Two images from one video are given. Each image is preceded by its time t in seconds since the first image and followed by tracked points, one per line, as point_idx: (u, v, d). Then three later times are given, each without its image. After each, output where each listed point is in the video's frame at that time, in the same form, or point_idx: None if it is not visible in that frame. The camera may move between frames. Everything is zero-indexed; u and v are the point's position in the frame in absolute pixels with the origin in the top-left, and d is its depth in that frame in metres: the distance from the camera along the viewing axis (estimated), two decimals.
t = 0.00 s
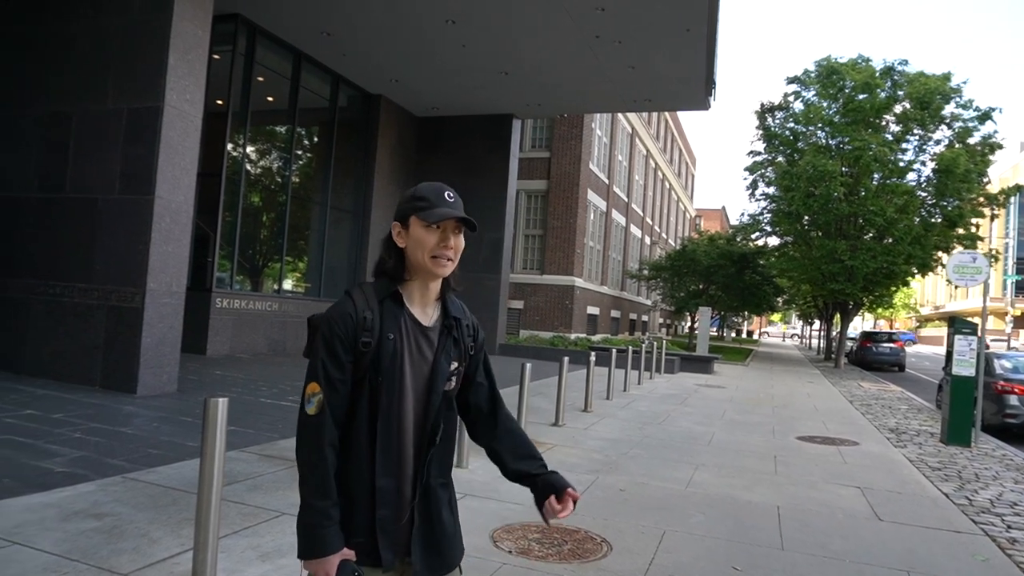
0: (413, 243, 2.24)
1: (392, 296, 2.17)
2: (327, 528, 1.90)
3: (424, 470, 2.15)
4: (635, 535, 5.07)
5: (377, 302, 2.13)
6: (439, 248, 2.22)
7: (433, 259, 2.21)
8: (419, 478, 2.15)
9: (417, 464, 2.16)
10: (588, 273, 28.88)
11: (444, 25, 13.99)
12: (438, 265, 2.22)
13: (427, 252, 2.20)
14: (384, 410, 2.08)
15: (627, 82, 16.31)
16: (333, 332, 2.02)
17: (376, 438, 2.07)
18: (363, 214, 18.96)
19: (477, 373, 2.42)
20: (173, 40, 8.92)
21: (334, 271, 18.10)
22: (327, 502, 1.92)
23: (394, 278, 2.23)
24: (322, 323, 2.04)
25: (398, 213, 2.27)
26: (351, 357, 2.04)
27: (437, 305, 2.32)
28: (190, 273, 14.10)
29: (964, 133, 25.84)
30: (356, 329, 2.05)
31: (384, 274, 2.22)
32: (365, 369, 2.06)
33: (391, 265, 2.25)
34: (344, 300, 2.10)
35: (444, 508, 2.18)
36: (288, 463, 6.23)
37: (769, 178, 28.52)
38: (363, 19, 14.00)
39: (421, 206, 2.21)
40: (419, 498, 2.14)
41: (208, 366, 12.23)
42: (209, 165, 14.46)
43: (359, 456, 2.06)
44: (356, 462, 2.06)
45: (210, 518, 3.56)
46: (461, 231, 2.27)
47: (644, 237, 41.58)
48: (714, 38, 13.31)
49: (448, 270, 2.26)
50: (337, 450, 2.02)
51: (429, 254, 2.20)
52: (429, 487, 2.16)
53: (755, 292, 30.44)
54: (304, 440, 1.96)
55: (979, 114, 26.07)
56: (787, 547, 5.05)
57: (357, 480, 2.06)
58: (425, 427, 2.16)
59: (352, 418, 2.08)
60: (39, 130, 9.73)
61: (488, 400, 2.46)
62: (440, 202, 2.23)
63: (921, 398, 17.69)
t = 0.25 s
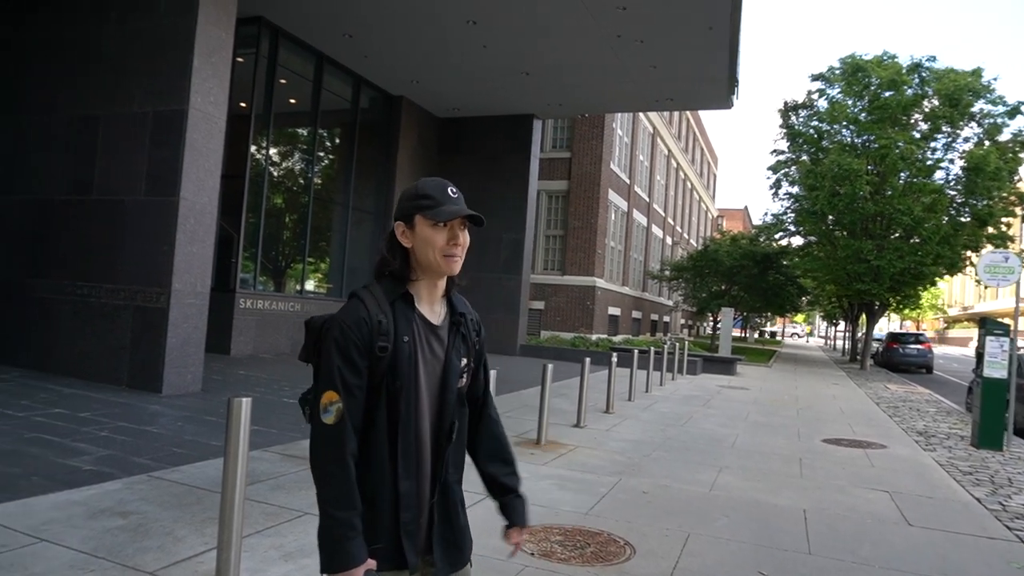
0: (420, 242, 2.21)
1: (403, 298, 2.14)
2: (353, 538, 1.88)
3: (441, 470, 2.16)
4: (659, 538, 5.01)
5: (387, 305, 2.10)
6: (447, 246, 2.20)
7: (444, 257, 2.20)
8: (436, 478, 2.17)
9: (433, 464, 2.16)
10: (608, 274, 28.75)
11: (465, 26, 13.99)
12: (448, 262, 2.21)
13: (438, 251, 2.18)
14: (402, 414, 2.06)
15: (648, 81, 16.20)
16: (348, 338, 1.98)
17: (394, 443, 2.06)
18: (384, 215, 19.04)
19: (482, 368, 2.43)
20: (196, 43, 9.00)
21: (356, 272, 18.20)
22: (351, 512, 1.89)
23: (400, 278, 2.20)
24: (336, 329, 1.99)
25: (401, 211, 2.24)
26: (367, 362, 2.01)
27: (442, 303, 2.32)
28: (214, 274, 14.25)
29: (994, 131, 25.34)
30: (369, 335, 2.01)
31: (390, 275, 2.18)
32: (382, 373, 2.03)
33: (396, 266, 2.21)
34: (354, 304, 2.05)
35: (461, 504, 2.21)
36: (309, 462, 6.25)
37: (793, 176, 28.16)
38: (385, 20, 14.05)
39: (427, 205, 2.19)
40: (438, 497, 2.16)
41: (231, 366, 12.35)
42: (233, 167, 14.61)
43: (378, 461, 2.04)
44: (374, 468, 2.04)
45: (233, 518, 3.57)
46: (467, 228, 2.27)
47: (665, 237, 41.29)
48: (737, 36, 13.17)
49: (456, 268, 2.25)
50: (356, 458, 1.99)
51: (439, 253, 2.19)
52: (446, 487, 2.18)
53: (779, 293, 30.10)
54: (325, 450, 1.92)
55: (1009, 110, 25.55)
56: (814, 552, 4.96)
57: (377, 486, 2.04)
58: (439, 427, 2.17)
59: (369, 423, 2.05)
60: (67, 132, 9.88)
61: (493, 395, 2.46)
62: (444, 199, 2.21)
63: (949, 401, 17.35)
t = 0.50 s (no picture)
0: (439, 240, 2.18)
1: (426, 297, 2.11)
2: (394, 539, 1.86)
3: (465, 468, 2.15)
4: (682, 542, 4.93)
5: (411, 303, 2.05)
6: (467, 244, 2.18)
7: (464, 255, 2.18)
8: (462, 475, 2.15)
9: (459, 462, 2.15)
10: (630, 274, 28.57)
11: (485, 27, 13.97)
12: (468, 260, 2.19)
13: (458, 249, 2.16)
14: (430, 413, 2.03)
15: (670, 80, 16.07)
16: (376, 337, 1.93)
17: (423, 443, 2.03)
18: (405, 216, 19.09)
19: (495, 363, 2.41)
20: (220, 46, 9.08)
21: (377, 273, 18.26)
22: (391, 513, 1.87)
23: (421, 276, 2.17)
24: (363, 328, 1.94)
25: (420, 209, 2.21)
26: (396, 361, 1.97)
27: (460, 300, 2.30)
28: (237, 275, 14.38)
29: None
30: (397, 333, 1.96)
31: (411, 274, 2.15)
32: (411, 372, 1.99)
33: (416, 264, 2.18)
34: (379, 303, 2.00)
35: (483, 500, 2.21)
36: (330, 463, 6.26)
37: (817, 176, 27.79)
38: (406, 21, 14.07)
39: (445, 202, 2.16)
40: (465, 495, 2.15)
41: (254, 366, 12.43)
42: (255, 169, 14.73)
43: (408, 462, 2.01)
44: (405, 469, 2.01)
45: (255, 518, 3.56)
46: (486, 225, 2.25)
47: (687, 237, 40.98)
48: (761, 34, 13.01)
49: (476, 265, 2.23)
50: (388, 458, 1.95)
51: (459, 250, 2.17)
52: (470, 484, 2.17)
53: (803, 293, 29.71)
54: (360, 452, 1.88)
55: None
56: (842, 558, 4.85)
57: (408, 486, 2.01)
58: (463, 425, 2.15)
59: (398, 423, 2.02)
60: (93, 135, 10.02)
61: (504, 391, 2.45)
62: (463, 196, 2.19)
63: (980, 404, 16.97)
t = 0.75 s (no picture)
0: (468, 239, 2.14)
1: (456, 297, 2.06)
2: (431, 538, 1.83)
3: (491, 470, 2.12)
4: (705, 548, 4.84)
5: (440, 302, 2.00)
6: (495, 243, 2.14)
7: (492, 253, 2.13)
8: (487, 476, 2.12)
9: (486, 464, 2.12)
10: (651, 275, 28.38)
11: (506, 27, 13.93)
12: (496, 259, 2.15)
13: (486, 248, 2.12)
14: (460, 413, 1.99)
15: (692, 79, 15.91)
16: (409, 336, 1.89)
17: (453, 443, 1.99)
18: (426, 217, 19.12)
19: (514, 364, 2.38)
20: (242, 49, 9.15)
21: (398, 275, 18.31)
22: (428, 512, 1.83)
23: (449, 275, 2.12)
24: (395, 327, 1.89)
25: (448, 209, 2.16)
26: (428, 361, 1.92)
27: (486, 302, 2.26)
28: (259, 276, 14.49)
29: None
30: (430, 332, 1.92)
31: (440, 274, 2.10)
32: (442, 372, 1.95)
33: (444, 264, 2.13)
34: (409, 302, 1.95)
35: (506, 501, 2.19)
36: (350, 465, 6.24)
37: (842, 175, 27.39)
38: (426, 23, 14.08)
39: (474, 202, 2.11)
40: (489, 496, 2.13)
41: (275, 368, 12.50)
42: (278, 172, 14.84)
43: (438, 462, 1.97)
44: (436, 469, 1.97)
45: (273, 521, 3.54)
46: (514, 225, 2.21)
47: (710, 238, 40.62)
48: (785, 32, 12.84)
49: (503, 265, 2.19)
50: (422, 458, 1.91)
51: (487, 249, 2.12)
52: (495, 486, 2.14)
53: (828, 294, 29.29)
54: (394, 453, 1.84)
55: None
56: (871, 566, 4.72)
57: (439, 487, 1.97)
58: (488, 427, 2.11)
59: (429, 422, 1.97)
60: (118, 138, 10.14)
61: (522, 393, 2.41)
62: (492, 196, 2.15)
63: (1011, 408, 16.57)
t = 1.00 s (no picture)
0: (501, 242, 2.07)
1: (489, 300, 2.00)
2: (472, 535, 1.78)
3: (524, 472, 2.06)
4: (738, 556, 4.71)
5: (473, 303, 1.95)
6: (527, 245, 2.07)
7: (525, 255, 2.07)
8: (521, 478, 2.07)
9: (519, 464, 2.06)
10: (682, 276, 28.06)
11: (534, 27, 13.86)
12: (529, 260, 2.08)
13: (517, 249, 2.05)
14: (495, 413, 1.94)
15: (724, 77, 15.67)
16: (443, 336, 1.83)
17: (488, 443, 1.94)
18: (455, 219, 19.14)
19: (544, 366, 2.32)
20: (272, 53, 9.22)
21: (427, 276, 18.35)
22: (469, 509, 1.78)
23: (483, 278, 2.06)
24: (429, 327, 1.84)
25: (480, 210, 2.10)
26: (463, 362, 1.87)
27: (519, 304, 2.20)
28: (290, 278, 14.62)
29: None
30: (464, 332, 1.87)
31: (473, 277, 2.04)
32: (477, 373, 1.90)
33: (477, 266, 2.07)
34: (443, 302, 1.90)
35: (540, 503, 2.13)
36: (377, 466, 6.23)
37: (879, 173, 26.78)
38: (454, 24, 14.08)
39: (506, 204, 2.05)
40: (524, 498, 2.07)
41: (305, 368, 12.58)
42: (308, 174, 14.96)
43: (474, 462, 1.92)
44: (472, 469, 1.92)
45: (297, 525, 3.51)
46: (547, 226, 2.14)
47: (742, 238, 40.04)
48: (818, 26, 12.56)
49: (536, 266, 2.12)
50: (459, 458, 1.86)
51: (519, 251, 2.05)
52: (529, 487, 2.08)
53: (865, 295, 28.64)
54: (431, 452, 1.78)
55: None
56: None
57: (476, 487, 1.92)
58: (522, 429, 2.05)
59: (465, 423, 1.92)
60: (152, 142, 10.30)
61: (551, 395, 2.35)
62: (523, 197, 2.08)
63: None
